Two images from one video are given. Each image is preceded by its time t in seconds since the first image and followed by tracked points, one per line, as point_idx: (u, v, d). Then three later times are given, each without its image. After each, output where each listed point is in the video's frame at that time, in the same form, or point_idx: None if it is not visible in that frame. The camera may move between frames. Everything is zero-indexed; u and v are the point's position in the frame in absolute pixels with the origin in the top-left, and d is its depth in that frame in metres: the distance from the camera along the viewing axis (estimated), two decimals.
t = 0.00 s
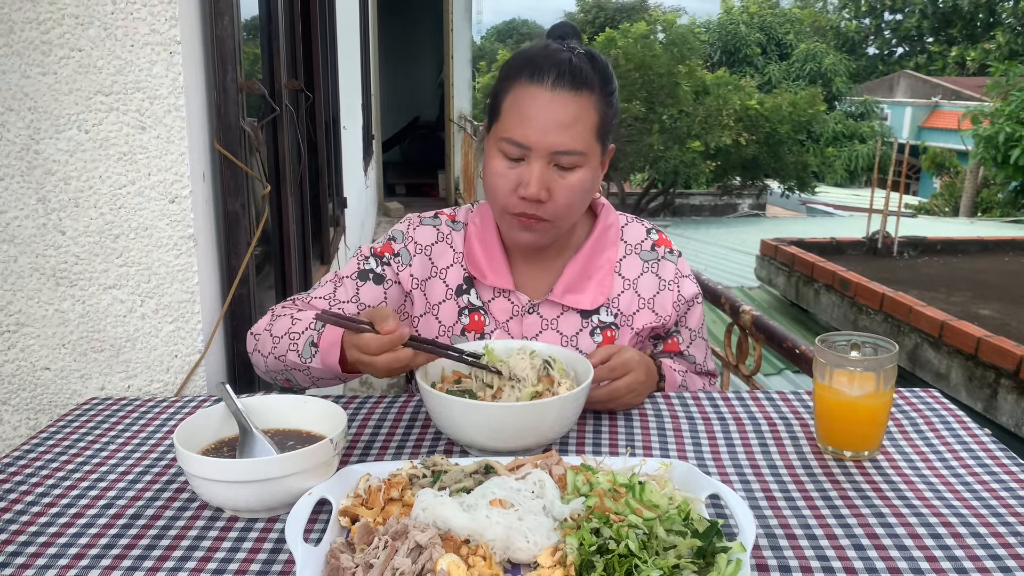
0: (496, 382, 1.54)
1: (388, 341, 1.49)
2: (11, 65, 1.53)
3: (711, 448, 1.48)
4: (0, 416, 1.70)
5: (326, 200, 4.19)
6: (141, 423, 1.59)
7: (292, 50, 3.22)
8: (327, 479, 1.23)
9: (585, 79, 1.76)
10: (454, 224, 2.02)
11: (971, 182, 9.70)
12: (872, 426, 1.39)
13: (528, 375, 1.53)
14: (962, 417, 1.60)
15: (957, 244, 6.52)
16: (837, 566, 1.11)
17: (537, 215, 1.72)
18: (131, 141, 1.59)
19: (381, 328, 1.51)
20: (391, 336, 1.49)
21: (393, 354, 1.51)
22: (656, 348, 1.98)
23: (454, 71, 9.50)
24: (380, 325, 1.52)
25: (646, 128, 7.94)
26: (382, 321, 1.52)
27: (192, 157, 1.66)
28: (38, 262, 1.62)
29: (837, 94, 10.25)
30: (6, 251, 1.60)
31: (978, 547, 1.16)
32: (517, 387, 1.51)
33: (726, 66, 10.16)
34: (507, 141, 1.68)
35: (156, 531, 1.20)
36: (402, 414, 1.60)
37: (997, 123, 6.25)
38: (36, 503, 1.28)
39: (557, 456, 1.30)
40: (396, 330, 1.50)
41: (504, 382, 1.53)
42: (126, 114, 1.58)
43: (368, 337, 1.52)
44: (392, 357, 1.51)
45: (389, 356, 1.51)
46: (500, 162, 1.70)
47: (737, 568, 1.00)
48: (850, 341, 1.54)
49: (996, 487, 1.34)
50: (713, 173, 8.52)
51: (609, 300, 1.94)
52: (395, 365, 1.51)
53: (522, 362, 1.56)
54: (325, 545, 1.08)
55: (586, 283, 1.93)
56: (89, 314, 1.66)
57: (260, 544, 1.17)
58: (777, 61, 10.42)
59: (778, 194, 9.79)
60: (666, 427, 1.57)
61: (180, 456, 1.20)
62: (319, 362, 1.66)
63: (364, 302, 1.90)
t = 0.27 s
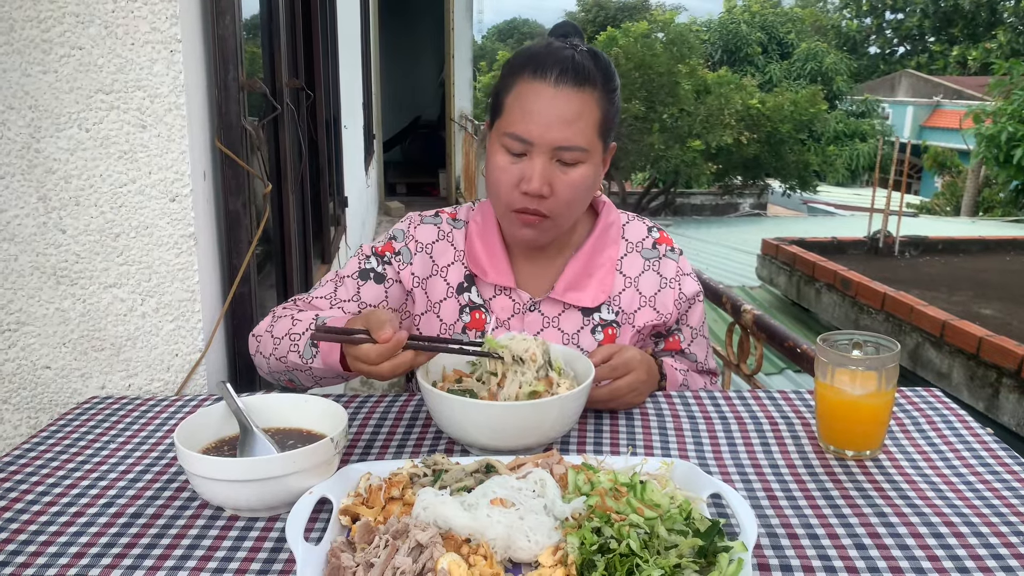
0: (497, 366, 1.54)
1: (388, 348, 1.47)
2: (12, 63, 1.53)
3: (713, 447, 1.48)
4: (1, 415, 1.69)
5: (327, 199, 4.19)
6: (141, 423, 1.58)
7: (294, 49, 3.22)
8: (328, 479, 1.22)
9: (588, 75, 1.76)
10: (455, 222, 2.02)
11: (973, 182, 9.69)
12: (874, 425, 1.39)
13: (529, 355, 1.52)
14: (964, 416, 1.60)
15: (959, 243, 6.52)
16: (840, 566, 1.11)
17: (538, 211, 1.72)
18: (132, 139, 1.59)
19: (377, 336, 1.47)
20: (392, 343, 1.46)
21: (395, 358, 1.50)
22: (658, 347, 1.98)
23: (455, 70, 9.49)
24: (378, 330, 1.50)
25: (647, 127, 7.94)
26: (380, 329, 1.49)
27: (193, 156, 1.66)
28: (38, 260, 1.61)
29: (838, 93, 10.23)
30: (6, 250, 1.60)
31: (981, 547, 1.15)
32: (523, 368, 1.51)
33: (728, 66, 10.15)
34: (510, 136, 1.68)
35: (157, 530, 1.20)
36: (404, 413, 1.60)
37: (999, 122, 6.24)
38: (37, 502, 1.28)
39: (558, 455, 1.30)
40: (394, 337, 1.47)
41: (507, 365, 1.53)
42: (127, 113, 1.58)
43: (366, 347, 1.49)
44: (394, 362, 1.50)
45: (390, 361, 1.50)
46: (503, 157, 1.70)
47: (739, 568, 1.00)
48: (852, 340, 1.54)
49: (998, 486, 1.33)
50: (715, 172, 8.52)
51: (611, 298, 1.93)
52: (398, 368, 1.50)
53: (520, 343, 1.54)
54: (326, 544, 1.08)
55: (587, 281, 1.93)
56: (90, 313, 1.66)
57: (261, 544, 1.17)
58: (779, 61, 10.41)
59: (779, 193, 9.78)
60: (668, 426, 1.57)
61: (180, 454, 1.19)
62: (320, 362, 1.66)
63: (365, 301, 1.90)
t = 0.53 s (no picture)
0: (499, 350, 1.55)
1: (389, 344, 1.46)
2: (13, 62, 1.53)
3: (714, 447, 1.47)
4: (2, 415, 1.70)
5: (328, 199, 4.19)
6: (143, 422, 1.58)
7: (295, 49, 3.23)
8: (329, 478, 1.23)
9: (590, 74, 1.76)
10: (456, 221, 2.02)
11: (974, 182, 9.68)
12: (875, 424, 1.39)
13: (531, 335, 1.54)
14: (965, 416, 1.60)
15: (960, 243, 6.51)
16: (841, 566, 1.11)
17: (539, 209, 1.71)
18: (133, 139, 1.59)
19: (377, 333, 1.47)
20: (392, 338, 1.46)
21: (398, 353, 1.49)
22: (658, 346, 1.98)
23: (456, 70, 9.50)
24: (377, 327, 1.49)
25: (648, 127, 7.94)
26: (379, 326, 1.49)
27: (194, 156, 1.66)
28: (40, 259, 1.61)
29: (839, 92, 10.22)
30: (7, 249, 1.60)
31: (982, 547, 1.15)
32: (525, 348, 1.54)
33: (729, 65, 10.14)
34: (512, 134, 1.68)
35: (158, 529, 1.20)
36: (405, 412, 1.60)
37: (1000, 121, 6.23)
38: (38, 501, 1.28)
39: (560, 455, 1.30)
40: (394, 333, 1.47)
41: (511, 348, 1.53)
42: (129, 112, 1.58)
43: (366, 346, 1.48)
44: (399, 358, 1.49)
45: (394, 357, 1.49)
46: (504, 155, 1.69)
47: (740, 567, 1.00)
48: (853, 340, 1.54)
49: (1000, 486, 1.33)
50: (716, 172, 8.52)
51: (612, 297, 1.93)
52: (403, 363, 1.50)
53: (519, 324, 1.56)
54: (327, 543, 1.08)
55: (588, 280, 1.93)
56: (91, 312, 1.66)
57: (262, 543, 1.17)
58: (780, 60, 10.40)
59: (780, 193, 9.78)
60: (669, 425, 1.57)
61: (181, 454, 1.19)
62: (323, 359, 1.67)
63: (367, 300, 1.89)
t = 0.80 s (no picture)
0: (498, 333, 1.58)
1: (385, 331, 1.44)
2: (15, 63, 1.53)
3: (714, 449, 1.48)
4: (3, 415, 1.70)
5: (329, 199, 4.19)
6: (143, 423, 1.59)
7: (296, 50, 3.23)
8: (330, 479, 1.23)
9: (588, 76, 1.76)
10: (456, 222, 2.02)
11: (975, 183, 9.68)
12: (875, 426, 1.39)
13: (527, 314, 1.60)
14: (965, 418, 1.60)
15: (960, 244, 6.51)
16: (840, 567, 1.11)
17: (538, 210, 1.72)
18: (135, 140, 1.60)
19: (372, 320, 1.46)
20: (387, 325, 1.44)
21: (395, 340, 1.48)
22: (657, 347, 1.98)
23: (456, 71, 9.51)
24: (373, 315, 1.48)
25: (649, 128, 7.95)
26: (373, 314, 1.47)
27: (195, 157, 1.67)
28: (41, 260, 1.62)
29: (840, 93, 10.22)
30: (9, 250, 1.61)
31: (981, 549, 1.15)
32: (524, 326, 1.59)
33: (729, 67, 10.14)
34: (510, 136, 1.68)
35: (159, 530, 1.20)
36: (405, 413, 1.60)
37: (1001, 122, 6.23)
38: (40, 502, 1.28)
39: (560, 456, 1.30)
40: (388, 319, 1.45)
41: (510, 329, 1.57)
42: (130, 114, 1.58)
43: (362, 334, 1.46)
44: (396, 344, 1.48)
45: (390, 343, 1.48)
46: (503, 156, 1.70)
47: (740, 568, 1.00)
48: (853, 342, 1.54)
49: (999, 487, 1.34)
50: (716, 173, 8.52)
51: (611, 297, 1.94)
52: (400, 349, 1.48)
53: (514, 304, 1.62)
54: (328, 544, 1.08)
55: (587, 281, 1.93)
56: (92, 313, 1.66)
57: (263, 544, 1.17)
58: (780, 61, 10.41)
59: (780, 194, 9.79)
60: (669, 427, 1.57)
61: (183, 454, 1.20)
62: (323, 355, 1.67)
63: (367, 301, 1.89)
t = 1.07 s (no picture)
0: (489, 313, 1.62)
1: (374, 307, 1.45)
2: (18, 65, 1.54)
3: (714, 450, 1.48)
4: (4, 416, 1.70)
5: (330, 200, 4.19)
6: (145, 423, 1.59)
7: (297, 51, 3.23)
8: (332, 480, 1.23)
9: (589, 78, 1.76)
10: (457, 222, 2.03)
11: (975, 184, 9.68)
12: (875, 427, 1.39)
13: (519, 293, 1.61)
14: (965, 419, 1.60)
15: (960, 246, 6.52)
16: (840, 568, 1.11)
17: (538, 212, 1.72)
18: (137, 141, 1.60)
19: (361, 298, 1.46)
20: (377, 301, 1.45)
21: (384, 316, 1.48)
22: (657, 348, 1.98)
23: (457, 72, 9.51)
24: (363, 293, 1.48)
25: (649, 129, 7.95)
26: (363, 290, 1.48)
27: (197, 159, 1.67)
28: (43, 261, 1.62)
29: (840, 95, 10.22)
30: (11, 251, 1.61)
31: (981, 550, 1.16)
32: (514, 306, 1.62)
33: (729, 68, 10.14)
34: (511, 137, 1.69)
35: (160, 530, 1.20)
36: (406, 413, 1.61)
37: (1000, 124, 6.24)
38: (41, 502, 1.28)
39: (560, 457, 1.30)
40: (377, 295, 1.46)
41: (501, 310, 1.61)
42: (132, 115, 1.59)
43: (351, 310, 1.46)
44: (384, 320, 1.47)
45: (379, 320, 1.48)
46: (503, 158, 1.70)
47: (741, 570, 1.00)
48: (853, 343, 1.54)
49: (999, 489, 1.34)
50: (717, 174, 8.52)
51: (611, 299, 1.94)
52: (389, 327, 1.48)
53: (506, 284, 1.62)
54: (329, 545, 1.09)
55: (588, 283, 1.93)
56: (94, 314, 1.67)
57: (264, 545, 1.18)
58: (780, 62, 10.41)
59: (780, 195, 9.79)
60: (669, 428, 1.57)
61: (185, 455, 1.20)
62: (319, 345, 1.69)
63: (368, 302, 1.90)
